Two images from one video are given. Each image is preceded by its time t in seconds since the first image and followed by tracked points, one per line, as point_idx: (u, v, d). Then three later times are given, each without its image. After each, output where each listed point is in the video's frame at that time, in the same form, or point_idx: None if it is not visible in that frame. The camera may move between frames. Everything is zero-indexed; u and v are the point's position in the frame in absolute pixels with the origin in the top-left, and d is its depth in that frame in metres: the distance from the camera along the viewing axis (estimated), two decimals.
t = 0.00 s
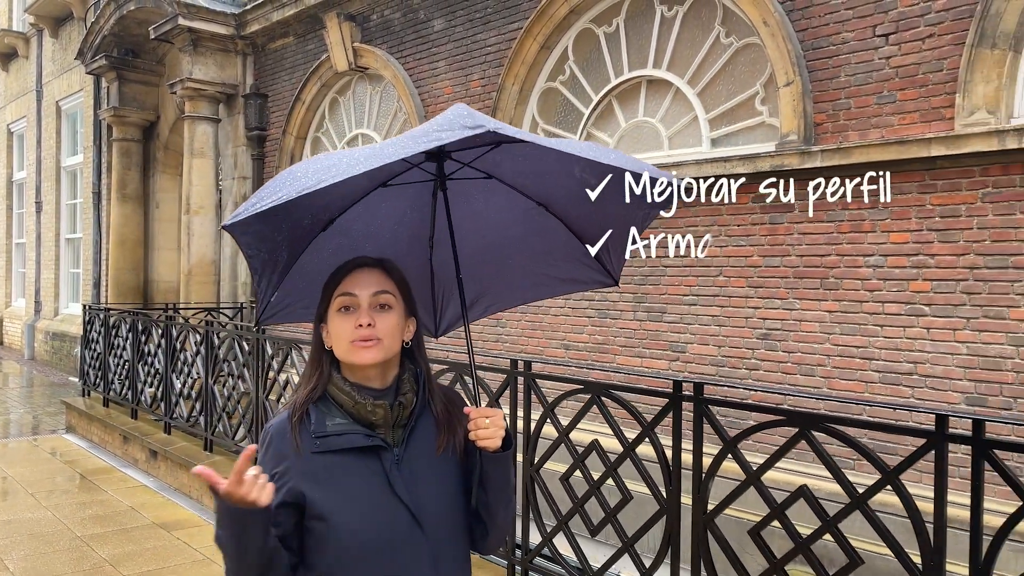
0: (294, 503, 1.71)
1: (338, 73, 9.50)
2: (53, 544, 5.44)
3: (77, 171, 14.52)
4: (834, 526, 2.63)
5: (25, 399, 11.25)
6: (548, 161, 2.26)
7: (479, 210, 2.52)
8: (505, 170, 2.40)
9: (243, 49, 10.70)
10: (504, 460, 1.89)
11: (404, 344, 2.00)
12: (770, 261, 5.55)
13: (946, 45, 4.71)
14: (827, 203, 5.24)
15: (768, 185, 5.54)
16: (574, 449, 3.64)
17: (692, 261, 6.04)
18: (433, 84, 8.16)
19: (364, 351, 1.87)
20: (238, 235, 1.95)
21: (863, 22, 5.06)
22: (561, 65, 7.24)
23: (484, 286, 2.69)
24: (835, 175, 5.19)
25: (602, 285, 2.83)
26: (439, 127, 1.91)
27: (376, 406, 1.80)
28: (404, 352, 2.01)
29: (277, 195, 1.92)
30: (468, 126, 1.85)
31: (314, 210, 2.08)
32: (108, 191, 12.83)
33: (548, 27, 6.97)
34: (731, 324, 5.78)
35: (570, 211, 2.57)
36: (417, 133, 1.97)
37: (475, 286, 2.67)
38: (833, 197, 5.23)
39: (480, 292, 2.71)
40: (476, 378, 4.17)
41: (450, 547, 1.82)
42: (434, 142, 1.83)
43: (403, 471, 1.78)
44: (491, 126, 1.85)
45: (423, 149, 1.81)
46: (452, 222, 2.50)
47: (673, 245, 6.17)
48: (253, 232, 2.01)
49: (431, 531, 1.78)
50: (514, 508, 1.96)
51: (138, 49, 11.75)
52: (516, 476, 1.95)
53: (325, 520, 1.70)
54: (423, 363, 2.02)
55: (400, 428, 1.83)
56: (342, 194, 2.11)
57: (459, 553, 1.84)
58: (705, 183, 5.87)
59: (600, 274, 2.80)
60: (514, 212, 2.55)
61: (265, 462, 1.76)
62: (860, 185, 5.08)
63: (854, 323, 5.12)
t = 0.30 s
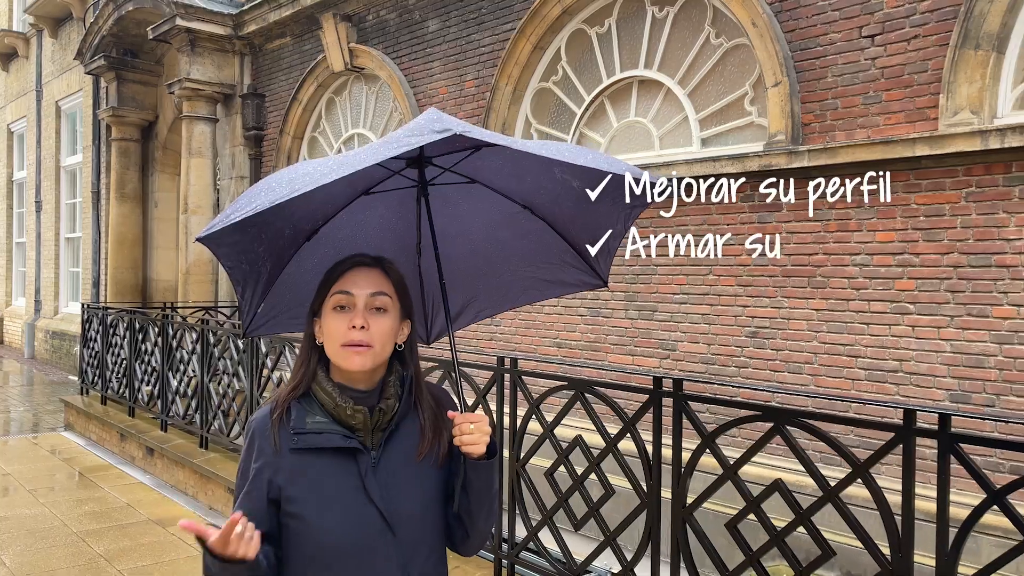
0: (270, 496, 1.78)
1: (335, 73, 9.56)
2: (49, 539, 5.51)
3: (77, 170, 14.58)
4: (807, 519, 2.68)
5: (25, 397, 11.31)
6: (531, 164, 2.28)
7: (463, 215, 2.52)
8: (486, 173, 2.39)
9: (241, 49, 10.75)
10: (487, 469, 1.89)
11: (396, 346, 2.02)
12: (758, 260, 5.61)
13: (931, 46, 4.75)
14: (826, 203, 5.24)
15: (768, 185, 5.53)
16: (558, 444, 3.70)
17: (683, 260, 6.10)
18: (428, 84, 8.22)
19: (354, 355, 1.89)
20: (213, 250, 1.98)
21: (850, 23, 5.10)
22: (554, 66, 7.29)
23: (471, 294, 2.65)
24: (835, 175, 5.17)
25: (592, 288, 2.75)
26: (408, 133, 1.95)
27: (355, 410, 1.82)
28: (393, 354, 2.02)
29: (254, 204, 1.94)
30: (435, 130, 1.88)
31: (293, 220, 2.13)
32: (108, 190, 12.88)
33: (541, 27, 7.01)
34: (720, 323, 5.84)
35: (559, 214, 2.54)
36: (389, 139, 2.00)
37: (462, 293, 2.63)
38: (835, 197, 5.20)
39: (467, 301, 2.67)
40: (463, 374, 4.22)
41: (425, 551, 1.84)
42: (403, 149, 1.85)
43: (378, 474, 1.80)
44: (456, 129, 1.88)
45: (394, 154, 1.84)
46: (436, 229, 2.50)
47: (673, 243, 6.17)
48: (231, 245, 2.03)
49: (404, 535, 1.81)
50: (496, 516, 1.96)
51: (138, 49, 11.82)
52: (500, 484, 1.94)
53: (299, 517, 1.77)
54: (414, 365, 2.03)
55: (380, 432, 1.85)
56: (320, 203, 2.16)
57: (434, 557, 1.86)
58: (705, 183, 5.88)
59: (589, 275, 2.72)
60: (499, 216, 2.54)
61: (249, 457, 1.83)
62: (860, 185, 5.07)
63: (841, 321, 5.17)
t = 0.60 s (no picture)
0: (267, 489, 1.83)
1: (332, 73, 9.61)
2: (47, 535, 5.58)
3: (76, 170, 14.65)
4: (785, 513, 2.74)
5: (24, 396, 11.37)
6: (547, 173, 2.33)
7: (475, 216, 2.58)
8: (501, 177, 2.44)
9: (239, 49, 10.81)
10: (484, 474, 1.91)
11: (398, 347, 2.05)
12: (748, 259, 5.67)
13: (918, 48, 4.81)
14: (827, 203, 5.24)
15: (768, 185, 5.52)
16: (546, 440, 3.75)
17: (674, 259, 6.16)
18: (424, 85, 8.27)
19: (363, 357, 1.92)
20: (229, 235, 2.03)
21: (838, 25, 5.15)
22: (548, 67, 7.35)
23: (476, 294, 2.74)
24: (834, 175, 5.18)
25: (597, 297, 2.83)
26: (432, 137, 2.04)
27: (352, 409, 1.86)
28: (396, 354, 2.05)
29: (272, 197, 1.98)
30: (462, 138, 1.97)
31: (308, 211, 2.15)
32: (106, 190, 12.94)
33: (535, 28, 7.06)
34: (711, 322, 5.89)
35: (566, 221, 2.59)
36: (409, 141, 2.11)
37: (468, 293, 2.73)
38: (834, 197, 5.22)
39: (472, 300, 2.75)
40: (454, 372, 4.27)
41: (416, 550, 1.88)
42: (431, 151, 1.92)
43: (373, 473, 1.84)
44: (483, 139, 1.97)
45: (420, 158, 1.91)
46: (448, 228, 2.56)
47: (673, 243, 6.16)
48: (244, 231, 2.07)
49: (395, 535, 1.84)
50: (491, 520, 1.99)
51: (136, 50, 11.87)
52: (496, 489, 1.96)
53: (292, 510, 1.82)
54: (416, 367, 2.06)
55: (377, 431, 1.89)
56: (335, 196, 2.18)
57: (425, 558, 1.90)
58: (705, 183, 5.88)
59: (594, 284, 2.81)
60: (510, 220, 2.60)
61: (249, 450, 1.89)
62: (860, 186, 5.07)
63: (829, 320, 5.23)
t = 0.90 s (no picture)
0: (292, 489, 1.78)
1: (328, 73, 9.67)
2: (45, 531, 5.64)
3: (74, 170, 14.70)
4: (766, 507, 2.81)
5: (21, 395, 11.43)
6: (563, 168, 2.19)
7: (494, 220, 2.50)
8: (517, 179, 2.36)
9: (235, 50, 10.87)
10: (511, 476, 1.85)
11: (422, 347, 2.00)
12: (739, 259, 5.73)
13: (904, 50, 4.87)
14: (826, 203, 5.25)
15: (769, 186, 5.52)
16: (535, 437, 3.81)
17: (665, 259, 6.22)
18: (419, 85, 8.33)
19: (385, 353, 1.87)
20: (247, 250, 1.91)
21: (826, 27, 5.21)
22: (542, 68, 7.40)
23: (501, 298, 2.67)
24: (834, 175, 5.19)
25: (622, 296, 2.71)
26: (442, 142, 1.96)
27: (377, 408, 1.82)
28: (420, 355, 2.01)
29: (287, 206, 1.91)
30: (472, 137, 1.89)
31: (328, 221, 2.06)
32: (104, 190, 13.00)
33: (529, 29, 7.12)
34: (702, 320, 5.96)
35: (588, 221, 2.46)
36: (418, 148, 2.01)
37: (493, 299, 2.66)
38: (833, 197, 5.23)
39: (497, 305, 2.68)
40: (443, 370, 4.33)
41: (442, 553, 1.82)
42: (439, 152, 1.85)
43: (398, 474, 1.79)
44: (491, 136, 1.88)
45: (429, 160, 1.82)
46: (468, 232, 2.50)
47: (673, 243, 6.15)
48: (265, 245, 1.99)
49: (420, 537, 1.79)
50: (518, 524, 1.92)
51: (133, 50, 11.92)
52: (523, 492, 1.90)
53: (316, 510, 1.77)
54: (441, 369, 2.02)
55: (402, 431, 1.84)
56: (355, 203, 2.10)
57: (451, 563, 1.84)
58: (705, 183, 5.86)
59: (619, 284, 2.68)
60: (530, 222, 2.50)
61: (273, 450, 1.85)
62: (860, 186, 5.08)
63: (817, 318, 5.30)
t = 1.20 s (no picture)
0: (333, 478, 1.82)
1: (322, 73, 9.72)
2: (41, 527, 5.70)
3: (68, 168, 14.73)
4: (746, 500, 2.89)
5: (16, 393, 11.49)
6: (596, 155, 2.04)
7: (533, 210, 2.37)
8: (552, 167, 2.21)
9: (230, 49, 10.92)
10: (552, 466, 1.83)
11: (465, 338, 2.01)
12: (726, 258, 5.82)
13: (887, 53, 4.95)
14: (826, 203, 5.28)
15: (769, 186, 5.54)
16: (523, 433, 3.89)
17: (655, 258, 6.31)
18: (412, 85, 8.40)
19: (429, 340, 1.87)
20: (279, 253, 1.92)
21: (812, 30, 5.30)
22: (533, 68, 7.48)
23: (545, 288, 2.53)
24: (835, 175, 5.22)
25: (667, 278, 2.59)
26: (455, 132, 1.87)
27: (421, 397, 1.83)
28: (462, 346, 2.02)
29: (314, 208, 1.88)
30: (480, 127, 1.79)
31: (363, 219, 2.05)
32: (99, 189, 13.03)
33: (521, 31, 7.19)
34: (690, 319, 6.05)
35: (628, 205, 2.32)
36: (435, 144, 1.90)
37: (536, 291, 2.53)
38: (834, 197, 5.25)
39: (542, 294, 2.54)
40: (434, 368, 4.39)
41: (481, 543, 1.84)
42: (447, 146, 1.77)
43: (440, 464, 1.81)
44: (499, 125, 1.76)
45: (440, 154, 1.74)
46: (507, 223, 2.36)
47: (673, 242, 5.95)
48: (300, 247, 1.98)
49: (461, 527, 1.81)
50: (560, 517, 1.91)
51: (128, 49, 11.95)
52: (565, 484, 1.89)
53: (357, 499, 1.80)
54: (484, 361, 2.02)
55: (445, 421, 1.86)
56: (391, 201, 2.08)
57: (490, 553, 1.86)
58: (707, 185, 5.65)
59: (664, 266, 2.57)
60: (569, 210, 2.38)
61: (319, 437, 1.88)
62: (860, 186, 5.11)
63: (802, 317, 5.39)
